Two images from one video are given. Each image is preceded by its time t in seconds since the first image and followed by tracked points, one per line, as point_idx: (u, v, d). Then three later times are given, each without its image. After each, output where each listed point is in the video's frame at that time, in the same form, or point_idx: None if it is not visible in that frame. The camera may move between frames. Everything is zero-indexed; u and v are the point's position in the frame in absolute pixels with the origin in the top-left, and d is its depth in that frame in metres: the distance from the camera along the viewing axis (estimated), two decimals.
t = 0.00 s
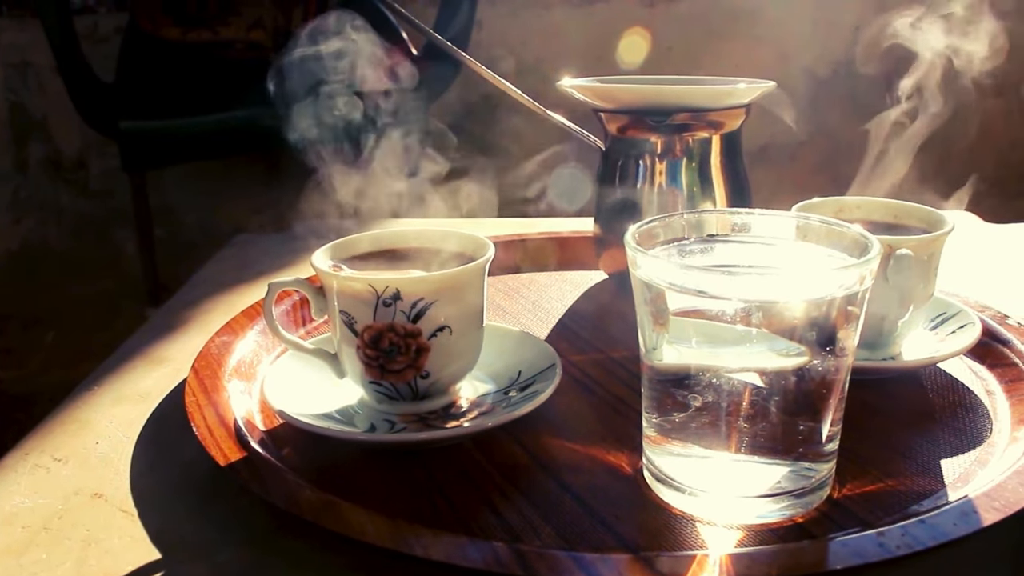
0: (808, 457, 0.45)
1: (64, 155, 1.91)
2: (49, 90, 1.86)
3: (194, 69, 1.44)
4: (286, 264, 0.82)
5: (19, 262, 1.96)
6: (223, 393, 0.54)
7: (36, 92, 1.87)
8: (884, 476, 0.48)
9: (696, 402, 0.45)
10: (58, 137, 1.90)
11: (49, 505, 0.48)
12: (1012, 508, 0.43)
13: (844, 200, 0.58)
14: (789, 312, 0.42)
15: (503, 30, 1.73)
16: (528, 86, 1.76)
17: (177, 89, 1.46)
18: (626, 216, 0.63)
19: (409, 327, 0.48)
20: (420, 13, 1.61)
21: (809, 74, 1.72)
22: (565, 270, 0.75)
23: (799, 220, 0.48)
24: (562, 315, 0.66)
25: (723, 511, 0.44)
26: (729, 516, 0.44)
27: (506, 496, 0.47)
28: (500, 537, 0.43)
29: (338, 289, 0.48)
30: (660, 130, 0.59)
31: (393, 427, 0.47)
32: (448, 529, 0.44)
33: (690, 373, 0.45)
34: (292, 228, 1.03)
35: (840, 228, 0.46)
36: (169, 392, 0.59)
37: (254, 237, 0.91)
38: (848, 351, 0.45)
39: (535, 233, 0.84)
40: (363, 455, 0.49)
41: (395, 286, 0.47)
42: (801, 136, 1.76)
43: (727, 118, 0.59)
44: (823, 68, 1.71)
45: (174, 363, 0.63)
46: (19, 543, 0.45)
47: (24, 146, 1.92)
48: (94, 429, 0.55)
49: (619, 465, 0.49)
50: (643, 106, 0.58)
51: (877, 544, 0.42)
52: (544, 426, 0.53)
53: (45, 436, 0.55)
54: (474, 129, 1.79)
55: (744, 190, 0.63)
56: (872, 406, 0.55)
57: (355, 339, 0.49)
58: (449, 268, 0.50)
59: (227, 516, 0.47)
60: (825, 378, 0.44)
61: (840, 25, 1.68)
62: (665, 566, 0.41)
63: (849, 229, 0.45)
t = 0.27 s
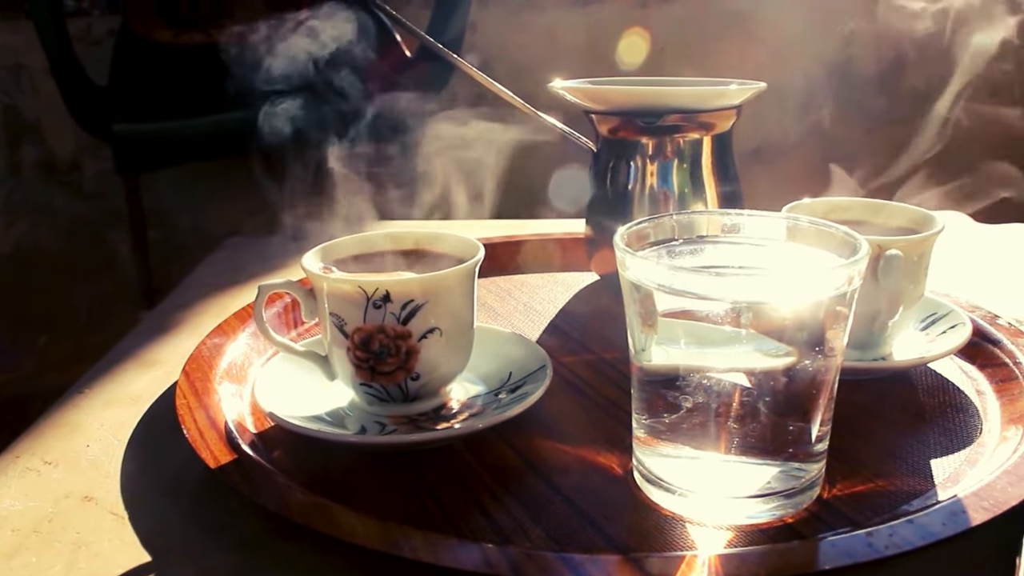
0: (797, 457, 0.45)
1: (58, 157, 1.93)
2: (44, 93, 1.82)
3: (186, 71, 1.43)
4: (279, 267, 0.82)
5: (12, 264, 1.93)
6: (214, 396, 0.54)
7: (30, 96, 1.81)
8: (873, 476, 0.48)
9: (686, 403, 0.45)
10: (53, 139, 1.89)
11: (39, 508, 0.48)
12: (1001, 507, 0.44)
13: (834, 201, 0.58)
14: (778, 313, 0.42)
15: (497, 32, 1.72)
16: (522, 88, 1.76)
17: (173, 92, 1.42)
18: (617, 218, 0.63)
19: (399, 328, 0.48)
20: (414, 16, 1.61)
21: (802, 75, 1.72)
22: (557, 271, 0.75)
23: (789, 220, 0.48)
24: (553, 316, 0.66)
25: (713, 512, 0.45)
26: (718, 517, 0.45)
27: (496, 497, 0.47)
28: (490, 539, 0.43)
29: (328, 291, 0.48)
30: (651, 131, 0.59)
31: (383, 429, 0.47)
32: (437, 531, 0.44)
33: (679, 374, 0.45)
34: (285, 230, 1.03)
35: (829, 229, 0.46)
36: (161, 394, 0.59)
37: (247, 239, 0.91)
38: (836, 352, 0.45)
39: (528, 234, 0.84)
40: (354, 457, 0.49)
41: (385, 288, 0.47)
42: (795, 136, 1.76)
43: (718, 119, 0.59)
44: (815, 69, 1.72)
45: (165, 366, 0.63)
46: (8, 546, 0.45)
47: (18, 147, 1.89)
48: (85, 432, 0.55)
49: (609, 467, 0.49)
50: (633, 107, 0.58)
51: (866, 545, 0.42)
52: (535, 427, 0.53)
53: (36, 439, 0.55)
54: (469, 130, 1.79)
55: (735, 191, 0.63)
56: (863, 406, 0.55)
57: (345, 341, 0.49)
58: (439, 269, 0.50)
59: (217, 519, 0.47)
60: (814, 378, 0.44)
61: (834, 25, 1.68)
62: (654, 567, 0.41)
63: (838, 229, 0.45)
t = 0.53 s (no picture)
0: (789, 458, 0.45)
1: (50, 159, 1.89)
2: (35, 93, 1.85)
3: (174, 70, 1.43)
4: (271, 268, 0.82)
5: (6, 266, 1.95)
6: (205, 397, 0.54)
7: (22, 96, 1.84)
8: (865, 478, 0.48)
9: (678, 405, 0.44)
10: (44, 141, 1.88)
11: (29, 510, 0.48)
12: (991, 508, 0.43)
13: (826, 202, 0.58)
14: (769, 314, 0.42)
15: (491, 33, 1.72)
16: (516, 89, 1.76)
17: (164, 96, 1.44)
18: (609, 219, 0.63)
19: (390, 330, 0.48)
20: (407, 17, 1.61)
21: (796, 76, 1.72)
22: (549, 272, 0.75)
23: (781, 221, 0.48)
24: (546, 317, 0.66)
25: (704, 514, 0.44)
26: (710, 518, 0.45)
27: (488, 499, 0.47)
28: (481, 541, 0.43)
29: (319, 292, 0.48)
30: (643, 132, 0.59)
31: (375, 431, 0.47)
32: (428, 533, 0.44)
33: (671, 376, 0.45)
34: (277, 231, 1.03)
35: (821, 230, 0.46)
36: (152, 396, 0.59)
37: (240, 241, 0.91)
38: (828, 353, 0.45)
39: (521, 235, 0.84)
40: (345, 460, 0.49)
41: (375, 289, 0.47)
42: (790, 137, 1.76)
43: (710, 120, 0.59)
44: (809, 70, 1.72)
45: (157, 367, 0.63)
46: None
47: (10, 150, 1.88)
48: (76, 434, 0.55)
49: (601, 468, 0.49)
50: (625, 108, 0.58)
51: (857, 546, 0.42)
52: (527, 429, 0.53)
53: (26, 442, 0.54)
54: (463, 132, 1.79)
55: (727, 192, 0.63)
56: (855, 407, 0.55)
57: (336, 343, 0.49)
58: (430, 271, 0.50)
59: (208, 521, 0.47)
60: (806, 379, 0.44)
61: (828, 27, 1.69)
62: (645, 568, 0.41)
63: (829, 231, 0.45)
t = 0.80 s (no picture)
0: (781, 459, 0.45)
1: (43, 162, 1.90)
2: (30, 96, 1.84)
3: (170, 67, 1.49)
4: (264, 270, 0.82)
5: None
6: (198, 400, 0.54)
7: (13, 98, 1.84)
8: (858, 479, 0.48)
9: (670, 407, 0.44)
10: (38, 144, 1.88)
11: (21, 514, 0.48)
12: (983, 509, 0.43)
13: (819, 203, 0.58)
14: (761, 316, 0.42)
15: (485, 34, 1.71)
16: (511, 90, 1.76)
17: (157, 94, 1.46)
18: (602, 220, 0.63)
19: (382, 332, 0.48)
20: (401, 18, 1.61)
21: (790, 77, 1.73)
22: (543, 273, 0.75)
23: (773, 223, 0.48)
24: (539, 318, 0.66)
25: (696, 516, 0.44)
26: (702, 520, 0.45)
27: (481, 501, 0.46)
28: (474, 543, 0.43)
29: (311, 295, 0.48)
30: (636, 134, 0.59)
31: (367, 433, 0.47)
32: (420, 535, 0.43)
33: (662, 378, 0.45)
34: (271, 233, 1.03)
35: (813, 231, 0.46)
36: (145, 398, 0.59)
37: (233, 242, 0.91)
38: (820, 354, 0.45)
39: (514, 237, 0.84)
40: (337, 463, 0.49)
41: (368, 292, 0.47)
42: (784, 137, 1.76)
43: (703, 122, 0.59)
44: (803, 71, 1.73)
45: (150, 369, 0.63)
46: None
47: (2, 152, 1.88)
48: (68, 437, 0.55)
49: (594, 470, 0.49)
50: (617, 110, 0.58)
51: (849, 547, 0.42)
52: (520, 431, 0.53)
53: (18, 445, 0.54)
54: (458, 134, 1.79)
55: (721, 193, 0.63)
56: (847, 408, 0.55)
57: (329, 345, 0.49)
58: (422, 273, 0.50)
59: (200, 524, 0.47)
60: (798, 379, 0.44)
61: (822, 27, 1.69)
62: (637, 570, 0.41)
63: (821, 232, 0.45)
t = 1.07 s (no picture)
0: (769, 459, 0.45)
1: (35, 165, 1.91)
2: (22, 100, 1.87)
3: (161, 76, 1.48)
4: (254, 272, 0.82)
5: None
6: (187, 403, 0.54)
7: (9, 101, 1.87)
8: (845, 478, 0.49)
9: (658, 407, 0.44)
10: (30, 147, 1.90)
11: (9, 518, 0.48)
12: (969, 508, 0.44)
13: (807, 203, 0.58)
14: (747, 315, 0.42)
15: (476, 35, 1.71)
16: (504, 91, 1.76)
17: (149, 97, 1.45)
18: (592, 221, 0.63)
19: (370, 334, 0.48)
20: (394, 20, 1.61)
21: (783, 77, 1.73)
22: (534, 275, 0.75)
23: (760, 224, 0.48)
24: (529, 320, 0.66)
25: (683, 516, 0.45)
26: (690, 520, 0.45)
27: (469, 502, 0.47)
28: (462, 544, 0.43)
29: (300, 297, 0.48)
30: (626, 135, 0.59)
31: (356, 435, 0.47)
32: (408, 537, 0.44)
33: (648, 378, 0.45)
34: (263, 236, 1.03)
35: (800, 231, 0.46)
36: (134, 402, 0.59)
37: (223, 245, 0.91)
38: (806, 353, 0.45)
39: (505, 238, 0.84)
40: (326, 465, 0.49)
41: (356, 294, 0.47)
42: (778, 137, 1.77)
43: (692, 122, 0.59)
44: (796, 70, 1.73)
45: (140, 372, 0.63)
46: None
47: None
48: (57, 441, 0.55)
49: (582, 471, 0.49)
50: (606, 111, 0.58)
51: (836, 546, 0.42)
52: (508, 432, 0.53)
53: (7, 449, 0.54)
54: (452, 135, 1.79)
55: (710, 193, 0.63)
56: (836, 407, 0.55)
57: (317, 347, 0.49)
58: (410, 274, 0.50)
59: (189, 527, 0.47)
60: (785, 378, 0.44)
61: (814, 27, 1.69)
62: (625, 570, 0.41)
63: (808, 232, 0.45)
